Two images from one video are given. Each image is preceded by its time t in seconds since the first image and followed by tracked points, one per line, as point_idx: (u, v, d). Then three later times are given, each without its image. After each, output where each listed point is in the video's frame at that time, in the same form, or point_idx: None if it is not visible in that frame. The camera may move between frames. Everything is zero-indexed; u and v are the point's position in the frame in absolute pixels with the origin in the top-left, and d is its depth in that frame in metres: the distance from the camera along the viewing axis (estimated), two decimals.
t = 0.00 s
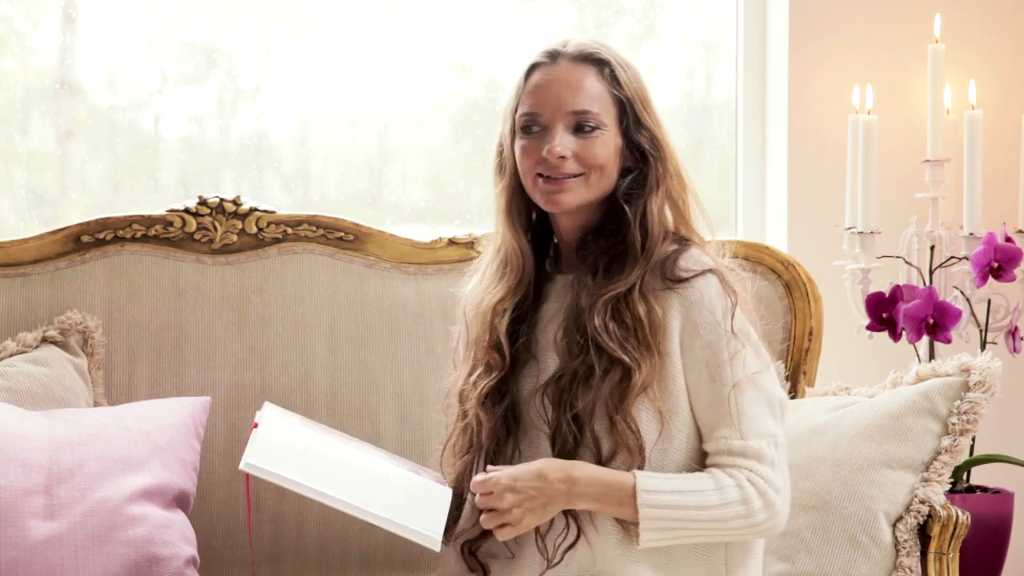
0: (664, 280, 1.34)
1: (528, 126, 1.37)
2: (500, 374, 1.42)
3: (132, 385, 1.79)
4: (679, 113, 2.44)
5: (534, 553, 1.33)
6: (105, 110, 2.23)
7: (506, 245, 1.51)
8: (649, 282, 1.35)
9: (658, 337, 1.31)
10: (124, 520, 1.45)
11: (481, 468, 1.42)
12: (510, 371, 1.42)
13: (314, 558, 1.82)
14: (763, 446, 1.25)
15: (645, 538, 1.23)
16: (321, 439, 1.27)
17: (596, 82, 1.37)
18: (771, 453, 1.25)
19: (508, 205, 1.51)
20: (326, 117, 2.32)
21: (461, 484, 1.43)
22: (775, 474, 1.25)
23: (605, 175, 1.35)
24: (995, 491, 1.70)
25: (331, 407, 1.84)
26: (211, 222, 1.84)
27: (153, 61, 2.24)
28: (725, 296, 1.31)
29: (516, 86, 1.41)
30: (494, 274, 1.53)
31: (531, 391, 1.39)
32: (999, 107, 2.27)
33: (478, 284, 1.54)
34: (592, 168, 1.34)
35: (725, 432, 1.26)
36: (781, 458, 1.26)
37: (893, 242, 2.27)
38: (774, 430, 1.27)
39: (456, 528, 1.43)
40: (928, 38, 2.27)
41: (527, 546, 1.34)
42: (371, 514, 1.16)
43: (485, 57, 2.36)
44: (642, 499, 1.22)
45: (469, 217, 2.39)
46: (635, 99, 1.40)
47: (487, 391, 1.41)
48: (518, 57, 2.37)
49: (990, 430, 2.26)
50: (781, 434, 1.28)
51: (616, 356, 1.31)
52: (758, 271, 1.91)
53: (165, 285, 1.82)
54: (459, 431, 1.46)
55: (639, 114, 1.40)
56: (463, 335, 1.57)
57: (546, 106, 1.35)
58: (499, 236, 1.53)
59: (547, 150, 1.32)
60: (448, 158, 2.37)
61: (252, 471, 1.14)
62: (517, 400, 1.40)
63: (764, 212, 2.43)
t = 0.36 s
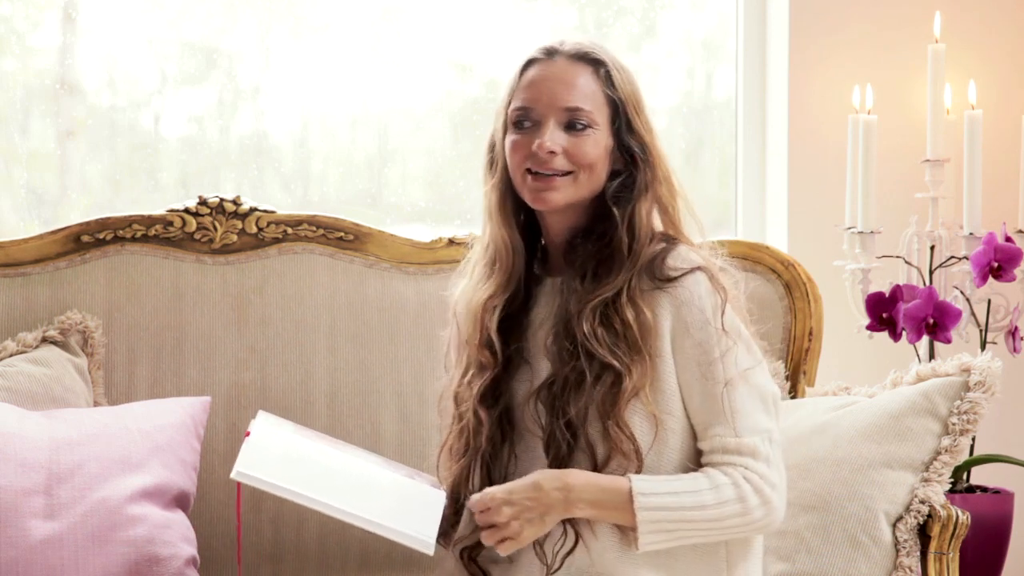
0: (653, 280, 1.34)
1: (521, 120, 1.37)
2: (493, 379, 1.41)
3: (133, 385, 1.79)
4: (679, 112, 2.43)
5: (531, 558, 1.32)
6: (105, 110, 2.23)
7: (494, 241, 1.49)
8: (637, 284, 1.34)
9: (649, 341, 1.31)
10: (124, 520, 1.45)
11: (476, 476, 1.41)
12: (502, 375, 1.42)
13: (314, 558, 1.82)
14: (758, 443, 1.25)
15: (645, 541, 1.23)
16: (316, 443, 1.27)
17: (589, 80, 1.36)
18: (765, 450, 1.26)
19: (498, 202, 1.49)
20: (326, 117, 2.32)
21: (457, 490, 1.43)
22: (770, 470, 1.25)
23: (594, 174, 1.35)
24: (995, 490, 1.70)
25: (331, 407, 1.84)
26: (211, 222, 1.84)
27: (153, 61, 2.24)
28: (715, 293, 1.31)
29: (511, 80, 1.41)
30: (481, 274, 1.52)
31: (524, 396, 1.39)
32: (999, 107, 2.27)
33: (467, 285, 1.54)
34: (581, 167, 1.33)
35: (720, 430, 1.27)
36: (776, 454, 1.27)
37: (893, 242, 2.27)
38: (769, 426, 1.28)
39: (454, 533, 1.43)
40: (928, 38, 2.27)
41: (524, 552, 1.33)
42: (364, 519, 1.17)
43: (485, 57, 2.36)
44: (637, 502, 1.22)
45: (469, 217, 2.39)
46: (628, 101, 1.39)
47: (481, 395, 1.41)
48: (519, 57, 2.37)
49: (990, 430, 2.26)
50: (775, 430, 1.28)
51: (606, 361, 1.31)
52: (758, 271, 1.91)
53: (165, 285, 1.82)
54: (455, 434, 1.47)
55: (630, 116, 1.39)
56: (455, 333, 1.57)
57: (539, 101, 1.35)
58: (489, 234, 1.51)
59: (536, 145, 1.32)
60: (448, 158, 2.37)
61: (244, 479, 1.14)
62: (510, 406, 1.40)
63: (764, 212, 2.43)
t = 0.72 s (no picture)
0: (642, 283, 1.34)
1: (499, 125, 1.36)
2: (480, 384, 1.40)
3: (133, 385, 1.79)
4: (679, 112, 2.43)
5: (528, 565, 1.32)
6: (105, 110, 2.23)
7: (476, 245, 1.48)
8: (625, 288, 1.35)
9: (638, 344, 1.31)
10: (124, 520, 1.45)
11: (469, 481, 1.40)
12: (489, 380, 1.41)
13: (314, 558, 1.82)
14: (747, 444, 1.26)
15: (637, 548, 1.24)
16: (298, 452, 1.27)
17: (568, 83, 1.36)
18: (753, 451, 1.27)
19: (478, 206, 1.48)
20: (326, 117, 2.32)
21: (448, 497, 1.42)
22: (759, 471, 1.26)
23: (574, 178, 1.34)
24: (995, 491, 1.70)
25: (331, 407, 1.84)
26: (211, 222, 1.84)
27: (153, 61, 2.24)
28: (703, 295, 1.32)
29: (489, 85, 1.40)
30: (463, 278, 1.51)
31: (514, 402, 1.38)
32: (999, 107, 2.27)
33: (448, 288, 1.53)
34: (557, 171, 1.33)
35: (708, 433, 1.27)
36: (765, 454, 1.28)
37: (893, 242, 2.27)
38: (757, 426, 1.29)
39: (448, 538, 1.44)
40: (928, 38, 2.27)
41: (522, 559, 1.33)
42: (350, 529, 1.17)
43: (485, 57, 2.36)
44: (628, 509, 1.22)
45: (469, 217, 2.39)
46: (606, 102, 1.39)
47: (470, 402, 1.40)
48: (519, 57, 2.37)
49: (990, 430, 2.26)
50: (762, 430, 1.29)
51: (597, 366, 1.30)
52: (758, 271, 1.91)
53: (165, 285, 1.82)
54: (444, 439, 1.46)
55: (609, 116, 1.39)
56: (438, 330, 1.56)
57: (517, 105, 1.34)
58: (470, 239, 1.51)
59: (514, 150, 1.32)
60: (448, 158, 2.37)
61: (230, 492, 1.14)
62: (500, 412, 1.39)
63: (764, 212, 2.43)
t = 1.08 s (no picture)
0: (632, 282, 1.34)
1: (483, 129, 1.37)
2: (473, 385, 1.42)
3: (133, 385, 1.79)
4: (679, 112, 2.43)
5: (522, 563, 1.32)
6: (105, 110, 2.23)
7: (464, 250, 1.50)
8: (616, 285, 1.34)
9: (629, 342, 1.31)
10: (124, 520, 1.45)
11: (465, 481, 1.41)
12: (483, 380, 1.42)
13: (313, 558, 1.82)
14: (739, 443, 1.26)
15: (631, 547, 1.24)
16: (293, 457, 1.26)
17: (549, 84, 1.36)
18: (746, 450, 1.26)
19: (465, 209, 1.49)
20: (326, 117, 2.32)
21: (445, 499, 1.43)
22: (752, 470, 1.26)
23: (562, 177, 1.35)
24: (995, 490, 1.70)
25: (331, 407, 1.84)
26: (211, 222, 1.84)
27: (153, 61, 2.24)
28: (694, 294, 1.31)
29: (471, 90, 1.41)
30: (454, 280, 1.52)
31: (509, 401, 1.39)
32: (998, 107, 2.27)
33: (441, 291, 1.54)
34: (547, 169, 1.33)
35: (700, 431, 1.27)
36: (757, 454, 1.27)
37: (893, 242, 2.27)
38: (750, 425, 1.28)
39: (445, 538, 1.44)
40: (928, 38, 2.27)
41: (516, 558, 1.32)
42: (347, 533, 1.16)
43: (485, 57, 2.37)
44: (622, 509, 1.22)
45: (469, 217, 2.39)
46: (589, 100, 1.38)
47: (461, 401, 1.41)
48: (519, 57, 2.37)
49: (990, 430, 2.26)
50: (754, 428, 1.29)
51: (586, 363, 1.31)
52: (759, 271, 1.91)
53: (166, 285, 1.82)
54: (439, 441, 1.47)
55: (593, 114, 1.38)
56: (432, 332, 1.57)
57: (499, 111, 1.35)
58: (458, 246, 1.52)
59: (499, 154, 1.32)
60: (448, 158, 2.37)
61: (225, 500, 1.13)
62: (494, 411, 1.39)
63: (764, 211, 2.43)
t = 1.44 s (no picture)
0: (642, 275, 1.34)
1: (496, 128, 1.37)
2: (482, 378, 1.41)
3: (133, 385, 1.79)
4: (679, 113, 2.43)
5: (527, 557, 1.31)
6: (105, 110, 2.23)
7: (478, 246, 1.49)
8: (625, 279, 1.34)
9: (637, 334, 1.31)
10: (124, 520, 1.45)
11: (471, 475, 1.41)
12: (492, 374, 1.41)
13: (313, 558, 1.82)
14: (748, 437, 1.26)
15: (637, 541, 1.24)
16: (302, 454, 1.26)
17: (563, 83, 1.36)
18: (755, 444, 1.26)
19: (479, 206, 1.50)
20: (326, 117, 2.32)
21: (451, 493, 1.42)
22: (761, 465, 1.26)
23: (575, 175, 1.35)
24: (995, 490, 1.70)
25: (331, 407, 1.84)
26: (211, 222, 1.84)
27: (153, 61, 2.24)
28: (703, 287, 1.31)
29: (484, 90, 1.40)
30: (465, 276, 1.52)
31: (517, 395, 1.39)
32: (998, 107, 2.27)
33: (452, 287, 1.54)
34: (560, 168, 1.33)
35: (708, 425, 1.27)
36: (767, 449, 1.27)
37: (893, 242, 2.27)
38: (759, 420, 1.28)
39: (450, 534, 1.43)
40: (928, 38, 2.27)
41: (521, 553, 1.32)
42: (358, 527, 1.16)
43: (486, 57, 2.37)
44: (628, 502, 1.22)
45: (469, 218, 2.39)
46: (603, 100, 1.38)
47: (470, 395, 1.40)
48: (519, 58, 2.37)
49: (990, 430, 2.26)
50: (764, 423, 1.29)
51: (594, 355, 1.30)
52: (759, 271, 1.90)
53: (165, 285, 1.82)
54: (447, 435, 1.46)
55: (607, 114, 1.39)
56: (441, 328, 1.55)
57: (513, 110, 1.35)
58: (473, 239, 1.51)
59: (512, 153, 1.33)
60: (448, 158, 2.37)
61: (237, 492, 1.13)
62: (502, 404, 1.40)
63: (764, 212, 2.43)
